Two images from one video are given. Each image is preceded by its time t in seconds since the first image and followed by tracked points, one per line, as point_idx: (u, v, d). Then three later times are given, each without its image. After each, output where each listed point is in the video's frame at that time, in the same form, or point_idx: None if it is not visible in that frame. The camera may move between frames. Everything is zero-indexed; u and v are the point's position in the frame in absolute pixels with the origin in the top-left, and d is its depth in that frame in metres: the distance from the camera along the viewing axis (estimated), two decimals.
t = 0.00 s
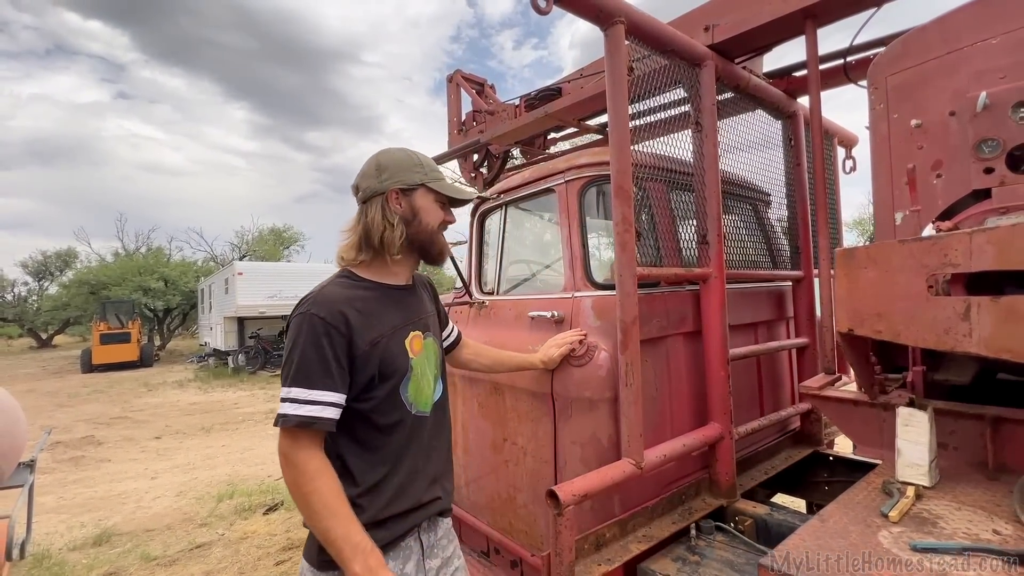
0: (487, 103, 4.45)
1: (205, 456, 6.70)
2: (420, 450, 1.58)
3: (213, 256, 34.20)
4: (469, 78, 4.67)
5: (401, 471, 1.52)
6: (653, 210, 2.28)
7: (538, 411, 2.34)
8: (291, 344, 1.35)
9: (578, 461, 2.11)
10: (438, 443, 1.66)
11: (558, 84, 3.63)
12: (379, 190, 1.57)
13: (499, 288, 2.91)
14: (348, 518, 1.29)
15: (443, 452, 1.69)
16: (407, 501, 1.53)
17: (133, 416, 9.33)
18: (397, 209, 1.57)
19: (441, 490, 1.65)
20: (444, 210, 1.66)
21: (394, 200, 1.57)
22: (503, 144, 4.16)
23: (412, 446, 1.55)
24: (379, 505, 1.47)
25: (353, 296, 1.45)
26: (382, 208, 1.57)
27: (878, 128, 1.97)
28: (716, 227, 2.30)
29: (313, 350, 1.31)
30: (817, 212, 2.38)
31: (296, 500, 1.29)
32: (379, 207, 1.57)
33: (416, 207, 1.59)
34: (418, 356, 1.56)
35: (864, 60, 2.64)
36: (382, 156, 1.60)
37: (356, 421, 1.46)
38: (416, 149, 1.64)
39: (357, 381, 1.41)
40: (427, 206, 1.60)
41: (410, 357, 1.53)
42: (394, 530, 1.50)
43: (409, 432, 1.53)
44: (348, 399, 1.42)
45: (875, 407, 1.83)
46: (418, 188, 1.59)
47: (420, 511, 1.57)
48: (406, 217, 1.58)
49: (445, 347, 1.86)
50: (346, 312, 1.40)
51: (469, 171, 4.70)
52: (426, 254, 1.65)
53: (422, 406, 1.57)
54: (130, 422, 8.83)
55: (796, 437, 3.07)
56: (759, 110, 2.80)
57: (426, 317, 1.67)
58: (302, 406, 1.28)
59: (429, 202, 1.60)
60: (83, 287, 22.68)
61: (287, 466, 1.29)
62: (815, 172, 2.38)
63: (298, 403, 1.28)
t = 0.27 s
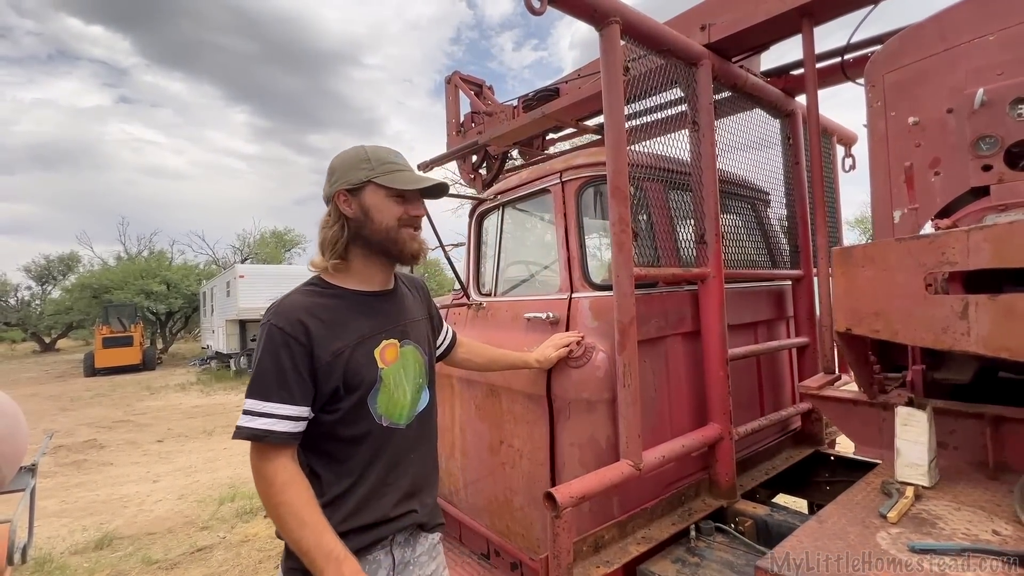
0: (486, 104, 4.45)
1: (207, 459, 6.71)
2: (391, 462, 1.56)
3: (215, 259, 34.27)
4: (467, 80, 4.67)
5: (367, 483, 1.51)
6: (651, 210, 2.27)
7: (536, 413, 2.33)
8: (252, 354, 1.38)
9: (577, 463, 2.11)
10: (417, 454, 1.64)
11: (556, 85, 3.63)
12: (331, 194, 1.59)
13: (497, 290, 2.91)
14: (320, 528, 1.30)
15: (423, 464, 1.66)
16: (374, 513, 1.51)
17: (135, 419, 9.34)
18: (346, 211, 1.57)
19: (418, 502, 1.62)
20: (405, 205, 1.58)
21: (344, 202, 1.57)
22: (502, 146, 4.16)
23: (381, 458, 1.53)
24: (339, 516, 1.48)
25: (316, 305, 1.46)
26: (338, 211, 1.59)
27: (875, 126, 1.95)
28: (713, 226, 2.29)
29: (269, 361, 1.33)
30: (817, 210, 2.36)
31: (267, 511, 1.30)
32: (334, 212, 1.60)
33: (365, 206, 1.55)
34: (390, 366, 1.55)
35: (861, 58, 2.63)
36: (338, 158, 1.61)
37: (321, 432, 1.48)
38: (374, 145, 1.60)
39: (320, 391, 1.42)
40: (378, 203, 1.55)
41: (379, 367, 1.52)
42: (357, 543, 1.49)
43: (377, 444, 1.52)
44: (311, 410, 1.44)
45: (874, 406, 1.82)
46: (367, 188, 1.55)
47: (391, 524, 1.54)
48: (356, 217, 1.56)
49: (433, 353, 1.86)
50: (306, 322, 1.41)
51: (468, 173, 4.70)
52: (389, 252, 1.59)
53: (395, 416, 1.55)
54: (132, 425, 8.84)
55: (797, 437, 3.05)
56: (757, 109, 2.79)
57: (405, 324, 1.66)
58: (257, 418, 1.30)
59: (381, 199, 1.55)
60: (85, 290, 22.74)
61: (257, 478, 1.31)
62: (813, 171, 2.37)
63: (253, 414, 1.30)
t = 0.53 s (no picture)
0: (485, 106, 4.45)
1: (209, 462, 6.72)
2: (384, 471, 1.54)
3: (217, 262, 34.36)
4: (467, 82, 4.67)
5: (359, 490, 1.50)
6: (649, 211, 2.27)
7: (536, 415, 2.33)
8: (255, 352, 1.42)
9: (577, 464, 2.10)
10: (415, 464, 1.61)
11: (555, 86, 3.62)
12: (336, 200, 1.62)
13: (497, 291, 2.90)
14: (294, 534, 1.33)
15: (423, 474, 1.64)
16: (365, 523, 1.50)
17: (138, 423, 9.36)
18: (348, 217, 1.58)
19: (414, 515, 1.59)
20: (403, 209, 1.56)
21: (345, 208, 1.59)
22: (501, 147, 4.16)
23: (374, 467, 1.52)
24: (326, 519, 1.49)
25: (318, 307, 1.48)
26: (342, 216, 1.62)
27: (873, 126, 1.93)
28: (712, 227, 2.28)
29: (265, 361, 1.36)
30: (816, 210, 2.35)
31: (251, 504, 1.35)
32: (339, 217, 1.62)
33: (363, 212, 1.55)
34: (391, 371, 1.54)
35: (860, 58, 2.63)
36: (342, 163, 1.62)
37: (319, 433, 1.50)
38: (374, 149, 1.59)
39: (317, 393, 1.44)
40: (375, 209, 1.54)
41: (379, 372, 1.51)
42: (345, 549, 1.48)
43: (372, 450, 1.52)
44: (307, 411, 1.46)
45: (875, 407, 1.81)
46: (364, 194, 1.55)
47: (382, 535, 1.51)
48: (356, 223, 1.57)
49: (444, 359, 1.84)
50: (307, 324, 1.43)
51: (468, 174, 4.70)
52: (388, 258, 1.58)
53: (391, 422, 1.54)
54: (135, 428, 8.86)
55: (799, 438, 3.04)
56: (756, 108, 2.78)
57: (411, 330, 1.64)
58: (252, 415, 1.34)
59: (378, 205, 1.54)
60: (89, 294, 22.80)
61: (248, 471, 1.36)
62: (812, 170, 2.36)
63: (248, 411, 1.34)
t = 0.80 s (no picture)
0: (486, 107, 4.45)
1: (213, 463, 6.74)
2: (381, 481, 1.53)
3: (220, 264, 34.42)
4: (467, 82, 4.67)
5: (355, 500, 1.48)
6: (651, 211, 2.26)
7: (538, 415, 2.33)
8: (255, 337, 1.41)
9: (580, 465, 2.10)
10: (411, 472, 1.61)
11: (556, 87, 3.62)
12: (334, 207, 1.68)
13: (500, 292, 2.91)
14: (256, 537, 1.29)
15: (418, 484, 1.63)
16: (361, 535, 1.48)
17: (142, 425, 9.39)
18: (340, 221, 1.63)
19: (410, 526, 1.58)
20: (380, 211, 1.56)
21: (338, 213, 1.64)
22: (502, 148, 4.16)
23: (372, 474, 1.51)
24: (318, 530, 1.46)
25: (323, 297, 1.49)
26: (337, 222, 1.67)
27: (876, 124, 1.92)
28: (714, 226, 2.27)
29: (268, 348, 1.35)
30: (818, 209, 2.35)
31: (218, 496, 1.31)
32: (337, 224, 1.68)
33: (348, 215, 1.58)
34: (392, 368, 1.55)
35: (861, 56, 2.62)
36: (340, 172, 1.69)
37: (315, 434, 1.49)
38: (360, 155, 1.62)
39: (317, 386, 1.43)
40: (355, 212, 1.56)
41: (381, 367, 1.51)
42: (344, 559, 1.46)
43: (371, 452, 1.51)
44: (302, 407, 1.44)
45: (879, 406, 1.81)
46: (347, 198, 1.59)
47: (378, 547, 1.50)
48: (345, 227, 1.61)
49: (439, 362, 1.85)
50: (311, 313, 1.44)
51: (470, 175, 4.71)
52: (369, 259, 1.57)
53: (392, 421, 1.54)
54: (138, 430, 8.88)
55: (802, 437, 3.03)
56: (757, 107, 2.77)
57: (409, 330, 1.65)
58: (248, 403, 1.31)
59: (358, 208, 1.56)
60: (92, 297, 22.87)
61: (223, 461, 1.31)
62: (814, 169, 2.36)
63: (244, 399, 1.31)
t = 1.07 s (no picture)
0: (488, 108, 4.46)
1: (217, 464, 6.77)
2: (362, 482, 1.52)
3: (223, 266, 34.49)
4: (469, 83, 4.68)
5: (334, 501, 1.48)
6: (653, 210, 2.27)
7: (541, 415, 2.33)
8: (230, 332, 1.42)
9: (584, 465, 2.11)
10: (394, 471, 1.60)
11: (558, 87, 3.63)
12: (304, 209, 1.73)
13: (502, 292, 2.92)
14: (247, 524, 1.20)
15: (402, 485, 1.62)
16: (342, 537, 1.48)
17: (146, 425, 9.42)
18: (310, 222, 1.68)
19: (394, 527, 1.57)
20: (344, 206, 1.60)
21: (308, 214, 1.69)
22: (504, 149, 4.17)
23: (351, 475, 1.51)
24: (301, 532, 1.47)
25: (296, 292, 1.51)
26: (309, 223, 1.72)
27: (879, 123, 1.90)
28: (717, 225, 2.27)
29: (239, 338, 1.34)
30: (821, 209, 2.35)
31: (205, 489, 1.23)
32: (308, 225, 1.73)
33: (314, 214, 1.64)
34: (369, 361, 1.55)
35: (864, 55, 2.62)
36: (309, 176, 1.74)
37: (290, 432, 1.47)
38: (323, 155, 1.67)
39: (290, 379, 1.43)
40: (320, 209, 1.62)
41: (356, 360, 1.52)
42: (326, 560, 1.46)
43: (350, 450, 1.50)
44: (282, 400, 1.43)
45: (883, 405, 1.81)
46: (313, 197, 1.64)
47: (360, 549, 1.50)
48: (314, 226, 1.66)
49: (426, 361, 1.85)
50: (284, 305, 1.45)
51: (472, 176, 4.72)
52: (339, 253, 1.60)
53: (370, 416, 1.53)
54: (143, 431, 8.92)
55: (806, 437, 3.02)
56: (760, 107, 2.77)
57: (389, 324, 1.66)
58: (221, 396, 1.29)
59: (323, 205, 1.61)
60: (96, 299, 22.93)
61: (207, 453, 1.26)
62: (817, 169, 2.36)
63: (218, 392, 1.29)
